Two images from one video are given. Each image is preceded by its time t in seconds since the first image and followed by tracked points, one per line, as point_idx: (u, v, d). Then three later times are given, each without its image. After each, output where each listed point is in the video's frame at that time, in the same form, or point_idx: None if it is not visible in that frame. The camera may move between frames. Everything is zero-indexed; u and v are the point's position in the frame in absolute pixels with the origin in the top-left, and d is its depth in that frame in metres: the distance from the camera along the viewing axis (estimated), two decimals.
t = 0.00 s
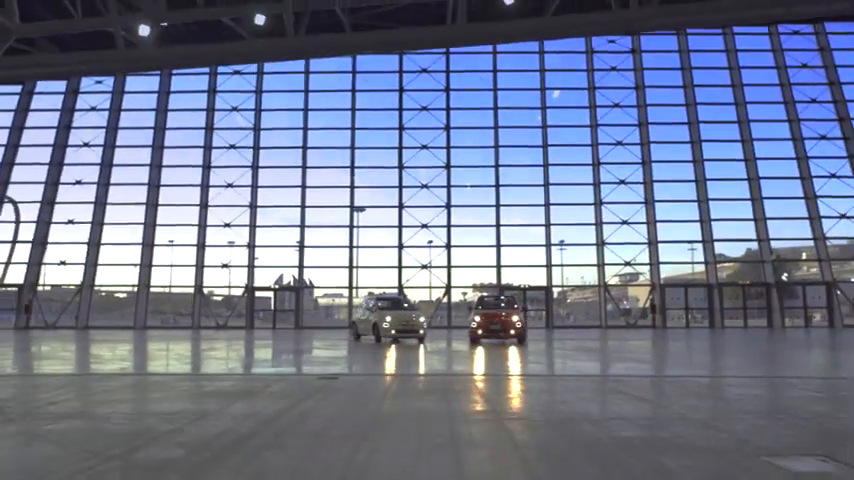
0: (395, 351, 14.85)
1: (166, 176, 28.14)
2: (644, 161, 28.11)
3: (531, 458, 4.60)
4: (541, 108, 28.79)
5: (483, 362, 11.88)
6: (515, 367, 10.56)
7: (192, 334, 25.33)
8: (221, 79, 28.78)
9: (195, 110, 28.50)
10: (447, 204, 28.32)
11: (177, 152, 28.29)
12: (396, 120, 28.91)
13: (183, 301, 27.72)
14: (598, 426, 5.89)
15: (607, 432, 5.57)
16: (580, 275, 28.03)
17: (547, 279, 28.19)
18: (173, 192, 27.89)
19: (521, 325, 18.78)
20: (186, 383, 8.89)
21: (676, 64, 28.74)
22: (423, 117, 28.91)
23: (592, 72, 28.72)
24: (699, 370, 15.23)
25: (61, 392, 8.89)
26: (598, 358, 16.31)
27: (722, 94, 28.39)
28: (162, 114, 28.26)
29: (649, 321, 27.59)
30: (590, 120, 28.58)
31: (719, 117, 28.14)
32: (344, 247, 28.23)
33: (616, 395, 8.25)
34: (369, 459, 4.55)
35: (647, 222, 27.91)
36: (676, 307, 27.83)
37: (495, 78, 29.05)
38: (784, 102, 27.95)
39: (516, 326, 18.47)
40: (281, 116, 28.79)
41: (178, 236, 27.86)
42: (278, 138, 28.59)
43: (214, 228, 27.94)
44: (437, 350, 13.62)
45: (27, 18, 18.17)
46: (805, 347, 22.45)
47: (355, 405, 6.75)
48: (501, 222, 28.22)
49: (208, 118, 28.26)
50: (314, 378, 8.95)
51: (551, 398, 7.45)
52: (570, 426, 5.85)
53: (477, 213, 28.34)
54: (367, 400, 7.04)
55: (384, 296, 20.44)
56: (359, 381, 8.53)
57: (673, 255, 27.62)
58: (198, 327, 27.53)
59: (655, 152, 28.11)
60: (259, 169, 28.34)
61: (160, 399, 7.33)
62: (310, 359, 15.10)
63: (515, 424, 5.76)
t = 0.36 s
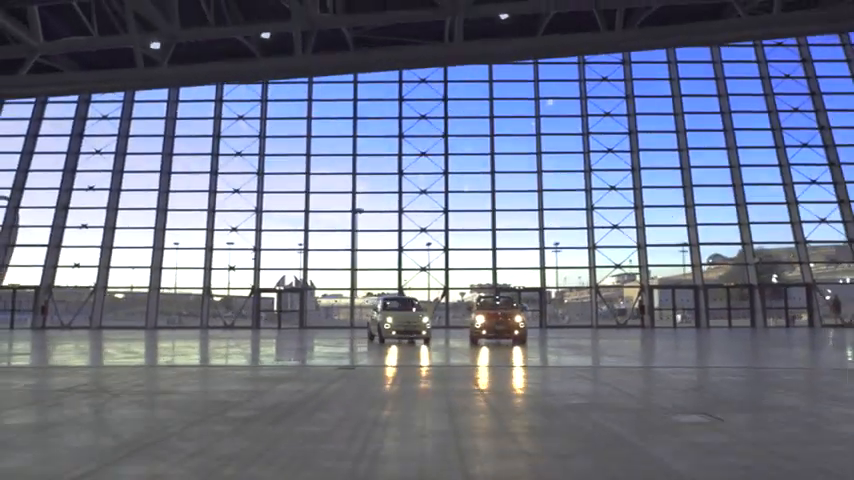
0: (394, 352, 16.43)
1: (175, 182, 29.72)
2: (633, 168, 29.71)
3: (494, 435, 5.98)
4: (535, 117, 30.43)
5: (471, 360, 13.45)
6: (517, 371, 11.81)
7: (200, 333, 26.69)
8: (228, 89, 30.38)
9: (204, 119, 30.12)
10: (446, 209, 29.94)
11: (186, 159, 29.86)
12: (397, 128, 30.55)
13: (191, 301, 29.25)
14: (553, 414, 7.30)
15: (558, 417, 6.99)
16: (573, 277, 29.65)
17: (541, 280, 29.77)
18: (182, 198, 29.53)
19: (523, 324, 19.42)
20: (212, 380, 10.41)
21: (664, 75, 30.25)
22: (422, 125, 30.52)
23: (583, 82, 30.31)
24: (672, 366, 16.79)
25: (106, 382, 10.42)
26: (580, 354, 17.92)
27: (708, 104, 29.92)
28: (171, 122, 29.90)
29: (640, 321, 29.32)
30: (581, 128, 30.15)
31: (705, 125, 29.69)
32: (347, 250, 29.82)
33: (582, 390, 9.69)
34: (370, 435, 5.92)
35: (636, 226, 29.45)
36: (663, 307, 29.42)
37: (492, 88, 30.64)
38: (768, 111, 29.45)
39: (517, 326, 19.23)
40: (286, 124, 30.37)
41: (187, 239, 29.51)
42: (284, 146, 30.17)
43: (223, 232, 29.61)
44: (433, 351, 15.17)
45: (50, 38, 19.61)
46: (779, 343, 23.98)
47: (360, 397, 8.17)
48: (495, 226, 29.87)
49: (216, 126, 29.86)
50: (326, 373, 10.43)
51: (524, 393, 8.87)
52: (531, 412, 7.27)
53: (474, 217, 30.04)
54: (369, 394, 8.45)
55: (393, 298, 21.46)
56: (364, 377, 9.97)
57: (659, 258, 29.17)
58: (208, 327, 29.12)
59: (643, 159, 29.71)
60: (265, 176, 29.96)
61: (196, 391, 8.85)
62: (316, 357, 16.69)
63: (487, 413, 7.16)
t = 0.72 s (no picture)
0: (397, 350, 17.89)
1: (187, 188, 31.24)
2: (627, 174, 30.93)
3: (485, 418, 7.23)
4: (532, 124, 31.71)
5: (466, 355, 14.93)
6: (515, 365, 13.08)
7: (211, 332, 27.93)
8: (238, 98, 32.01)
9: (215, 126, 31.64)
10: (446, 213, 31.19)
11: (197, 166, 31.39)
12: (400, 135, 31.87)
13: (202, 300, 30.84)
14: (537, 401, 8.59)
15: (536, 401, 8.37)
16: (568, 278, 31.03)
17: (538, 281, 31.13)
18: (194, 203, 31.01)
19: (523, 324, 20.30)
20: (236, 374, 11.96)
21: (657, 84, 31.57)
22: (424, 133, 31.80)
23: (579, 91, 31.61)
24: (654, 363, 18.17)
25: (142, 377, 11.95)
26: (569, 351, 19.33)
27: (698, 112, 31.25)
28: (183, 129, 31.43)
29: (632, 320, 30.59)
30: (576, 136, 31.46)
31: (695, 133, 31.04)
32: (352, 253, 31.23)
33: (566, 380, 10.99)
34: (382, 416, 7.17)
35: (630, 230, 30.67)
36: (654, 307, 30.74)
37: (491, 97, 31.99)
38: (756, 120, 30.84)
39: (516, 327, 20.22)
40: (294, 131, 31.89)
41: (198, 241, 31.03)
42: (292, 153, 31.68)
43: (232, 236, 31.07)
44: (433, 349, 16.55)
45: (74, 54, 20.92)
46: (763, 341, 25.18)
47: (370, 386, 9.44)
48: (494, 229, 31.07)
49: (227, 134, 31.43)
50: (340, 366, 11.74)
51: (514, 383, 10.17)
52: (513, 397, 8.73)
53: (473, 222, 31.21)
54: (379, 383, 9.75)
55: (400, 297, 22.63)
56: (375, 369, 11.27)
57: (652, 261, 30.44)
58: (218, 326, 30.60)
59: (636, 166, 30.99)
60: (274, 181, 31.41)
61: (228, 381, 10.39)
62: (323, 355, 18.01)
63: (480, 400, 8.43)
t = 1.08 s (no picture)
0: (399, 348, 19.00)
1: (196, 192, 32.38)
2: (621, 179, 32.00)
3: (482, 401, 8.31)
4: (529, 130, 32.84)
5: (463, 352, 16.11)
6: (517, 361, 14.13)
7: (219, 331, 28.96)
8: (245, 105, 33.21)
9: (222, 132, 32.86)
10: (446, 216, 32.26)
11: (206, 170, 32.59)
12: (401, 140, 33.01)
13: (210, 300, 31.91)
14: (526, 388, 9.75)
15: (522, 388, 9.58)
16: (564, 279, 32.07)
17: (535, 281, 32.12)
18: (202, 206, 32.18)
19: (523, 323, 21.18)
20: (253, 369, 13.19)
21: (649, 92, 32.72)
22: (424, 138, 32.96)
23: (575, 99, 32.77)
24: (642, 359, 19.27)
25: (168, 372, 13.17)
26: (562, 348, 20.40)
27: (690, 119, 32.36)
28: (192, 135, 32.69)
29: (625, 320, 31.67)
30: (571, 142, 32.60)
31: (686, 138, 32.14)
32: (354, 254, 32.29)
33: (557, 374, 12.11)
34: (392, 396, 8.26)
35: (623, 232, 31.75)
36: (647, 307, 31.80)
37: (489, 104, 33.17)
38: (745, 126, 32.03)
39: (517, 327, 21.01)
40: (299, 137, 33.04)
41: (207, 243, 32.12)
42: (296, 158, 32.84)
43: (240, 237, 32.18)
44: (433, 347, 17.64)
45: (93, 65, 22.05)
46: (750, 340, 26.19)
47: (379, 375, 10.55)
48: (492, 232, 32.11)
49: (234, 139, 32.64)
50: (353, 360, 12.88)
51: (510, 376, 11.29)
52: (502, 384, 9.95)
53: (472, 225, 32.28)
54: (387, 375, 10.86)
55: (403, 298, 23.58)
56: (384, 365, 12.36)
57: (645, 262, 31.53)
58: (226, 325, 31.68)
59: (630, 171, 32.02)
60: (280, 185, 32.57)
61: (248, 373, 11.62)
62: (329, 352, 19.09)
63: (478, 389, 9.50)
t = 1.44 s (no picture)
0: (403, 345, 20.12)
1: (207, 196, 33.64)
2: (615, 184, 33.19)
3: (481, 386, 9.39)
4: (526, 136, 34.13)
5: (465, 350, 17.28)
6: (518, 357, 15.20)
7: (229, 329, 30.06)
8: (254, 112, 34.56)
9: (232, 138, 34.19)
10: (447, 219, 33.49)
11: (216, 174, 33.84)
12: (403, 146, 34.32)
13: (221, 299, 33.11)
14: (521, 377, 10.95)
15: (516, 378, 10.76)
16: (561, 280, 33.13)
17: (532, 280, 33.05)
18: (212, 209, 33.41)
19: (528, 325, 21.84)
20: (273, 364, 14.37)
21: (643, 99, 34.01)
22: (425, 144, 34.26)
23: (571, 106, 34.14)
24: (634, 354, 20.40)
25: (194, 365, 14.36)
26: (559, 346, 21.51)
27: (681, 125, 33.66)
28: (202, 141, 34.05)
29: (619, 319, 32.90)
30: (567, 147, 33.83)
31: (678, 144, 33.38)
32: (358, 256, 33.43)
33: (552, 367, 13.18)
34: (402, 382, 9.35)
35: (617, 235, 32.85)
36: (641, 307, 33.03)
37: (488, 111, 34.52)
38: (735, 132, 33.27)
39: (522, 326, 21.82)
40: (306, 144, 34.42)
41: (217, 245, 33.25)
42: (303, 163, 34.19)
43: (249, 240, 33.41)
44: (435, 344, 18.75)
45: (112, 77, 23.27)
46: (738, 337, 27.31)
47: (390, 367, 11.63)
48: (491, 234, 33.28)
49: (243, 145, 33.94)
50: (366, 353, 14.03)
51: (510, 370, 12.37)
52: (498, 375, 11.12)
53: (471, 228, 33.49)
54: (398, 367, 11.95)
55: (404, 298, 24.62)
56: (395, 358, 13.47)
57: (638, 263, 32.76)
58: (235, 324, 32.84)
59: (624, 175, 33.24)
60: (287, 190, 33.85)
61: (269, 367, 12.79)
62: (337, 349, 20.24)
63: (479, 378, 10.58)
